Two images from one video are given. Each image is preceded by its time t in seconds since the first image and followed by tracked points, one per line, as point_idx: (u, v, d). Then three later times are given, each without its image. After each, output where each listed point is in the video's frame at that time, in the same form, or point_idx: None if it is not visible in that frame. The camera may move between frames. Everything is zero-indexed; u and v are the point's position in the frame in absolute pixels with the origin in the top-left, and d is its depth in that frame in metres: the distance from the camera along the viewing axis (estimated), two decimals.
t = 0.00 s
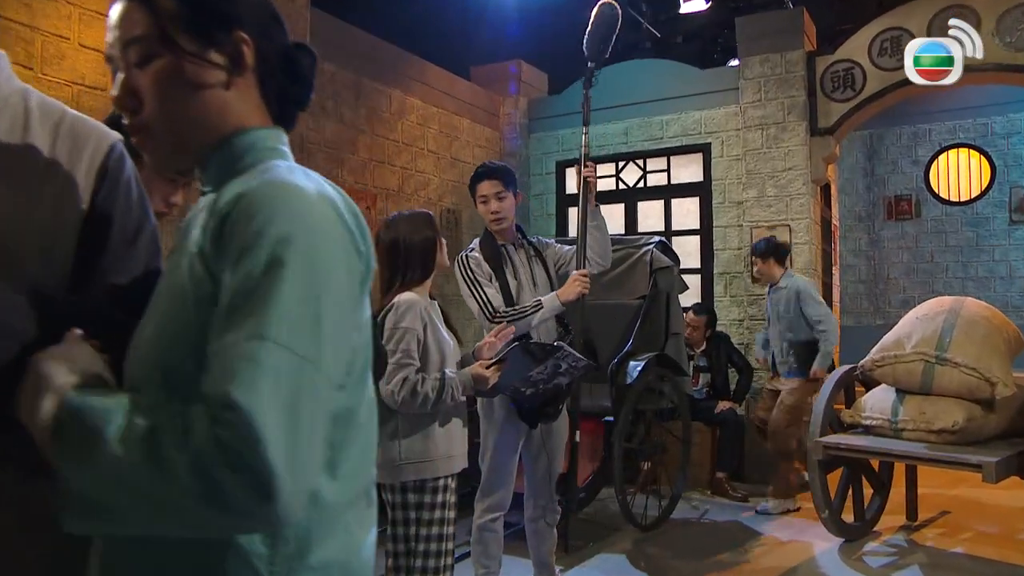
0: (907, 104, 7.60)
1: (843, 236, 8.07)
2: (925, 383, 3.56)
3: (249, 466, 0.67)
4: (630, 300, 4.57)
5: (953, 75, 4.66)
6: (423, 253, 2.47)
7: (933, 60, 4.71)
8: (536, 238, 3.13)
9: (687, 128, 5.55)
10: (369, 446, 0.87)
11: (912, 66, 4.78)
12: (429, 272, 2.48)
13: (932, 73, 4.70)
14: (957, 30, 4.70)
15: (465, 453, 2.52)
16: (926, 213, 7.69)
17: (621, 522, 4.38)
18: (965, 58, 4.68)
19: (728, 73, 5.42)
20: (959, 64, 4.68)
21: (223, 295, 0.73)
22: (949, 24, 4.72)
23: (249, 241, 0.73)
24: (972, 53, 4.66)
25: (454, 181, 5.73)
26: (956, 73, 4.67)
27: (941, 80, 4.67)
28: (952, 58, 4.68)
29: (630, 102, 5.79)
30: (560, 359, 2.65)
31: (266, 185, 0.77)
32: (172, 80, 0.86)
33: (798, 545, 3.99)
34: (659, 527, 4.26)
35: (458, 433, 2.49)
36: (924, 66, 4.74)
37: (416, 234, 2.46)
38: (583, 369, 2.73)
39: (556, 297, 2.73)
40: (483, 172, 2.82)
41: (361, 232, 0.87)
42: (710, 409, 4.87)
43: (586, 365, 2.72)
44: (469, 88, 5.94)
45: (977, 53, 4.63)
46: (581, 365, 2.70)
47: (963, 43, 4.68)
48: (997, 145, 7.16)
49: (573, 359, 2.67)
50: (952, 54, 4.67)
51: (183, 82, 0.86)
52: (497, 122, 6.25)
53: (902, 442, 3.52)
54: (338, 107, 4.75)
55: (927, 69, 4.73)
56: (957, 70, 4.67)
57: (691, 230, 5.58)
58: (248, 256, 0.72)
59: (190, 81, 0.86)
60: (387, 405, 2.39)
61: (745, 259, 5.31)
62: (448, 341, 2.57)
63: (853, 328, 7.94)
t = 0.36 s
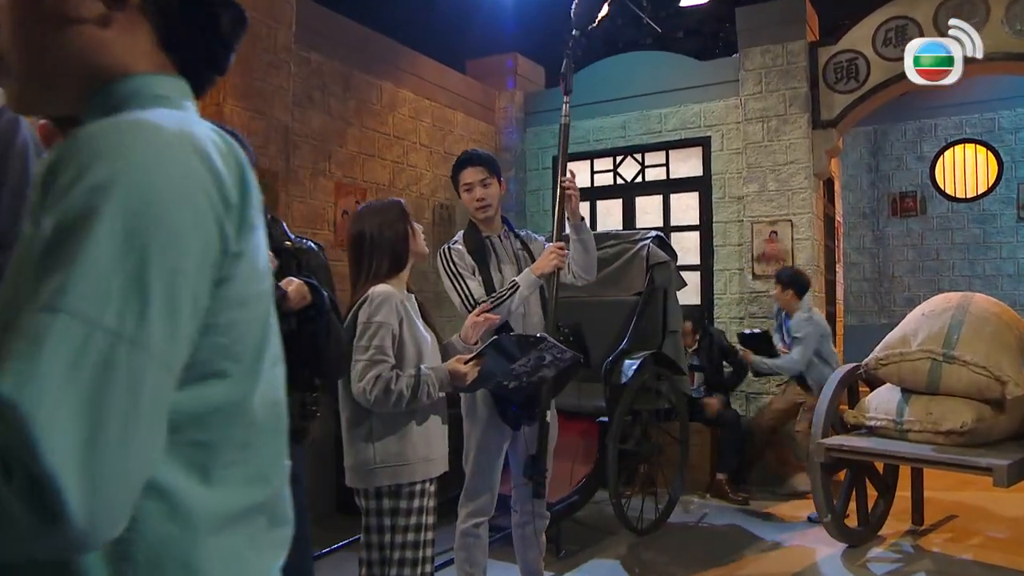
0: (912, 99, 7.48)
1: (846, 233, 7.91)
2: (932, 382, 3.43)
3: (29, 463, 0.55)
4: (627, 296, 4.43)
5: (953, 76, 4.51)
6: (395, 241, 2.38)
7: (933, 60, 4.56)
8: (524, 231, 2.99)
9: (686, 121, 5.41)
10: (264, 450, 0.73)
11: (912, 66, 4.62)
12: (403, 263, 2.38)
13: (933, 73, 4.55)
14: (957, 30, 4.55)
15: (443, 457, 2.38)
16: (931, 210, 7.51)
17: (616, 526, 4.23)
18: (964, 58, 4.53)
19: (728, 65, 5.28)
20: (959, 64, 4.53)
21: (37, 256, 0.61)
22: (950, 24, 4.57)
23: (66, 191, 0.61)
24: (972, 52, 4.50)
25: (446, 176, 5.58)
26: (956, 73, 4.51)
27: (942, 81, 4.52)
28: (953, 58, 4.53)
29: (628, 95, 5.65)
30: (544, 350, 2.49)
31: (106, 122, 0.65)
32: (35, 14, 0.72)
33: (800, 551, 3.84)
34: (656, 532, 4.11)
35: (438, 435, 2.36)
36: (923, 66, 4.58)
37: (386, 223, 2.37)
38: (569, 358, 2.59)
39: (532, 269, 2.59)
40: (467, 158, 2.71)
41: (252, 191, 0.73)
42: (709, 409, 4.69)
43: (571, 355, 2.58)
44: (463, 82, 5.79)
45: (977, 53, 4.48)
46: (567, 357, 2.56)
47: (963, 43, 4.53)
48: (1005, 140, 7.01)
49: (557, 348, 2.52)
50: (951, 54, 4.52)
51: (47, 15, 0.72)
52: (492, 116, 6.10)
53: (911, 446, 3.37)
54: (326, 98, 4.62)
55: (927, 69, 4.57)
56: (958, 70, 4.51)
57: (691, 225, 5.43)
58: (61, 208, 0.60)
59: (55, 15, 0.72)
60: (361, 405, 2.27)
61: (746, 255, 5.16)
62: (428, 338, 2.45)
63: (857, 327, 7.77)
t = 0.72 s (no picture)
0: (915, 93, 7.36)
1: (849, 229, 7.77)
2: (937, 380, 3.29)
3: None
4: (621, 292, 4.28)
5: (953, 76, 4.33)
6: (368, 229, 2.26)
7: (933, 60, 4.39)
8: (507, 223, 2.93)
9: (684, 113, 5.27)
10: (101, 463, 0.67)
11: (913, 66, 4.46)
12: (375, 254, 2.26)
13: (933, 73, 4.39)
14: (956, 29, 4.38)
15: (418, 458, 2.32)
16: (935, 206, 7.37)
17: (609, 529, 4.11)
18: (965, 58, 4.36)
19: (727, 55, 5.13)
20: (960, 64, 4.35)
21: None
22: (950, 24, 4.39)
23: None
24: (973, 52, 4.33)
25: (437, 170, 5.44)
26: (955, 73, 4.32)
27: (941, 81, 4.35)
28: (952, 58, 4.37)
29: (624, 87, 5.52)
30: (532, 343, 2.39)
31: None
32: None
33: (799, 555, 3.71)
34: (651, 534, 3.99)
35: (411, 436, 2.31)
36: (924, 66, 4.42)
37: (357, 211, 2.24)
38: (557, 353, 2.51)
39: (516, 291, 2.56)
40: (449, 145, 2.66)
41: (87, 146, 0.69)
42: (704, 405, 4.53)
43: (561, 349, 2.49)
44: (456, 73, 5.65)
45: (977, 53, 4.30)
46: (555, 351, 2.47)
47: (963, 42, 4.35)
48: (1010, 134, 6.84)
49: (552, 343, 2.43)
50: (951, 55, 4.36)
51: None
52: (486, 109, 5.93)
53: (914, 446, 3.26)
54: (311, 88, 4.48)
55: (928, 69, 4.41)
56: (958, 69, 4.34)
57: (688, 220, 5.30)
58: None
59: None
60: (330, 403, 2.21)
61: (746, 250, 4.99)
62: (403, 332, 2.35)
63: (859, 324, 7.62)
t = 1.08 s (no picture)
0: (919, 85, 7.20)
1: (851, 224, 7.60)
2: (945, 379, 3.16)
3: None
4: (616, 286, 4.15)
5: (954, 76, 4.24)
6: (339, 218, 2.19)
7: (933, 60, 4.28)
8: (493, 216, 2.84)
9: (682, 104, 5.13)
10: None
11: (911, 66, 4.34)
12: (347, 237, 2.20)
13: (932, 73, 4.28)
14: (957, 29, 4.25)
15: (392, 459, 2.21)
16: (939, 200, 7.20)
17: (603, 532, 3.98)
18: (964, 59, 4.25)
19: (726, 43, 4.98)
20: (960, 64, 4.24)
21: None
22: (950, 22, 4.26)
23: None
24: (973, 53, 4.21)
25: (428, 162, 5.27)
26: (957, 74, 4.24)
27: (942, 81, 4.26)
28: (953, 58, 4.25)
29: (620, 78, 5.37)
30: (515, 341, 2.31)
31: None
32: None
33: (800, 560, 3.58)
34: (646, 537, 3.87)
35: (386, 433, 2.18)
36: (924, 66, 4.30)
37: (329, 198, 2.18)
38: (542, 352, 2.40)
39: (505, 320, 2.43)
40: (440, 126, 2.62)
41: None
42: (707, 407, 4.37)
43: (545, 348, 2.40)
44: (448, 63, 5.49)
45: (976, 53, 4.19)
46: (539, 352, 2.39)
47: (964, 43, 4.24)
48: (1016, 128, 6.70)
49: (539, 344, 2.37)
50: (952, 54, 4.25)
51: None
52: (480, 100, 5.79)
53: (919, 446, 3.13)
54: (298, 77, 4.35)
55: (927, 69, 4.30)
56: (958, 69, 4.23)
57: (686, 213, 5.17)
58: None
59: None
60: (299, 401, 2.06)
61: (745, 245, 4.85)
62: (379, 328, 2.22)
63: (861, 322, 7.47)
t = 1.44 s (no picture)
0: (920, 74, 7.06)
1: (850, 216, 7.42)
2: (949, 374, 3.05)
3: None
4: (608, 278, 4.02)
5: (953, 76, 4.17)
6: (307, 203, 2.06)
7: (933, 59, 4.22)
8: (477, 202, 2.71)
9: (678, 92, 4.98)
10: None
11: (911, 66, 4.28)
12: (314, 227, 2.07)
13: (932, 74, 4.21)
14: (956, 30, 4.14)
15: (362, 463, 2.13)
16: (940, 192, 7.05)
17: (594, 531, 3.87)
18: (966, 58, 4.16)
19: (723, 29, 4.84)
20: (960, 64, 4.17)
21: None
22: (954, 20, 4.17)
23: None
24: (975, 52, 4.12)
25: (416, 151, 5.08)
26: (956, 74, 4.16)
27: (942, 81, 4.19)
28: (953, 58, 4.18)
29: (614, 64, 5.21)
30: (490, 329, 2.25)
31: None
32: None
33: (798, 561, 3.46)
34: (638, 537, 3.75)
35: (356, 434, 2.11)
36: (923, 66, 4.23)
37: (296, 181, 2.05)
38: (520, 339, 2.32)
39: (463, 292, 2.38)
40: (413, 108, 2.49)
41: None
42: (700, 405, 4.28)
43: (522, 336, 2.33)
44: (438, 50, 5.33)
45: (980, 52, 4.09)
46: (516, 342, 2.32)
47: (963, 43, 4.15)
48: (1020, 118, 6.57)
49: (515, 333, 2.31)
50: (952, 54, 4.18)
51: None
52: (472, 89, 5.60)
53: (922, 445, 3.02)
54: (280, 62, 4.20)
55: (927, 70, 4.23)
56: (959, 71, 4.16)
57: (682, 204, 5.04)
58: None
59: None
60: (260, 400, 2.01)
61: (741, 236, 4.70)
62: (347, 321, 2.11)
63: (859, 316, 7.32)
